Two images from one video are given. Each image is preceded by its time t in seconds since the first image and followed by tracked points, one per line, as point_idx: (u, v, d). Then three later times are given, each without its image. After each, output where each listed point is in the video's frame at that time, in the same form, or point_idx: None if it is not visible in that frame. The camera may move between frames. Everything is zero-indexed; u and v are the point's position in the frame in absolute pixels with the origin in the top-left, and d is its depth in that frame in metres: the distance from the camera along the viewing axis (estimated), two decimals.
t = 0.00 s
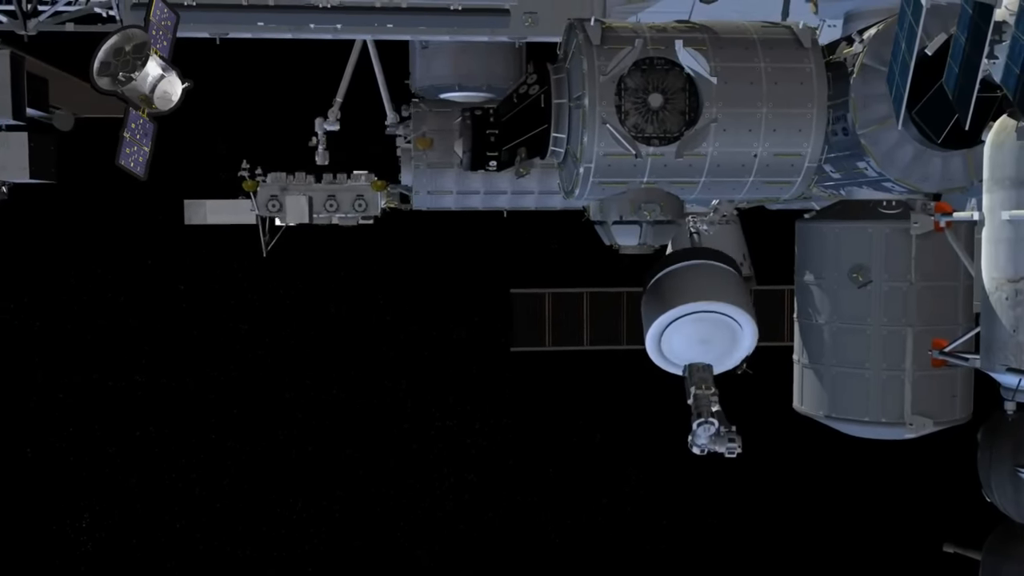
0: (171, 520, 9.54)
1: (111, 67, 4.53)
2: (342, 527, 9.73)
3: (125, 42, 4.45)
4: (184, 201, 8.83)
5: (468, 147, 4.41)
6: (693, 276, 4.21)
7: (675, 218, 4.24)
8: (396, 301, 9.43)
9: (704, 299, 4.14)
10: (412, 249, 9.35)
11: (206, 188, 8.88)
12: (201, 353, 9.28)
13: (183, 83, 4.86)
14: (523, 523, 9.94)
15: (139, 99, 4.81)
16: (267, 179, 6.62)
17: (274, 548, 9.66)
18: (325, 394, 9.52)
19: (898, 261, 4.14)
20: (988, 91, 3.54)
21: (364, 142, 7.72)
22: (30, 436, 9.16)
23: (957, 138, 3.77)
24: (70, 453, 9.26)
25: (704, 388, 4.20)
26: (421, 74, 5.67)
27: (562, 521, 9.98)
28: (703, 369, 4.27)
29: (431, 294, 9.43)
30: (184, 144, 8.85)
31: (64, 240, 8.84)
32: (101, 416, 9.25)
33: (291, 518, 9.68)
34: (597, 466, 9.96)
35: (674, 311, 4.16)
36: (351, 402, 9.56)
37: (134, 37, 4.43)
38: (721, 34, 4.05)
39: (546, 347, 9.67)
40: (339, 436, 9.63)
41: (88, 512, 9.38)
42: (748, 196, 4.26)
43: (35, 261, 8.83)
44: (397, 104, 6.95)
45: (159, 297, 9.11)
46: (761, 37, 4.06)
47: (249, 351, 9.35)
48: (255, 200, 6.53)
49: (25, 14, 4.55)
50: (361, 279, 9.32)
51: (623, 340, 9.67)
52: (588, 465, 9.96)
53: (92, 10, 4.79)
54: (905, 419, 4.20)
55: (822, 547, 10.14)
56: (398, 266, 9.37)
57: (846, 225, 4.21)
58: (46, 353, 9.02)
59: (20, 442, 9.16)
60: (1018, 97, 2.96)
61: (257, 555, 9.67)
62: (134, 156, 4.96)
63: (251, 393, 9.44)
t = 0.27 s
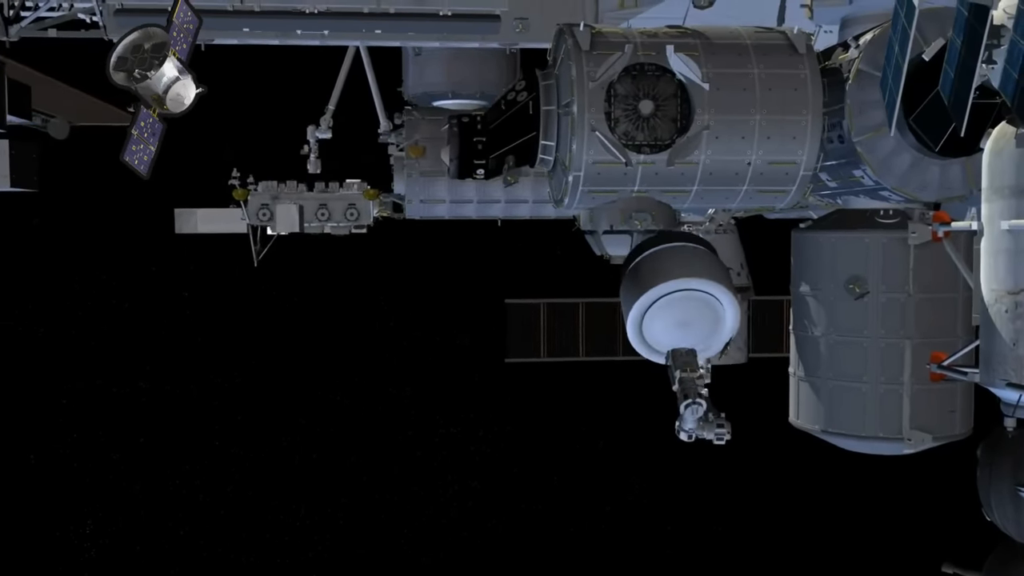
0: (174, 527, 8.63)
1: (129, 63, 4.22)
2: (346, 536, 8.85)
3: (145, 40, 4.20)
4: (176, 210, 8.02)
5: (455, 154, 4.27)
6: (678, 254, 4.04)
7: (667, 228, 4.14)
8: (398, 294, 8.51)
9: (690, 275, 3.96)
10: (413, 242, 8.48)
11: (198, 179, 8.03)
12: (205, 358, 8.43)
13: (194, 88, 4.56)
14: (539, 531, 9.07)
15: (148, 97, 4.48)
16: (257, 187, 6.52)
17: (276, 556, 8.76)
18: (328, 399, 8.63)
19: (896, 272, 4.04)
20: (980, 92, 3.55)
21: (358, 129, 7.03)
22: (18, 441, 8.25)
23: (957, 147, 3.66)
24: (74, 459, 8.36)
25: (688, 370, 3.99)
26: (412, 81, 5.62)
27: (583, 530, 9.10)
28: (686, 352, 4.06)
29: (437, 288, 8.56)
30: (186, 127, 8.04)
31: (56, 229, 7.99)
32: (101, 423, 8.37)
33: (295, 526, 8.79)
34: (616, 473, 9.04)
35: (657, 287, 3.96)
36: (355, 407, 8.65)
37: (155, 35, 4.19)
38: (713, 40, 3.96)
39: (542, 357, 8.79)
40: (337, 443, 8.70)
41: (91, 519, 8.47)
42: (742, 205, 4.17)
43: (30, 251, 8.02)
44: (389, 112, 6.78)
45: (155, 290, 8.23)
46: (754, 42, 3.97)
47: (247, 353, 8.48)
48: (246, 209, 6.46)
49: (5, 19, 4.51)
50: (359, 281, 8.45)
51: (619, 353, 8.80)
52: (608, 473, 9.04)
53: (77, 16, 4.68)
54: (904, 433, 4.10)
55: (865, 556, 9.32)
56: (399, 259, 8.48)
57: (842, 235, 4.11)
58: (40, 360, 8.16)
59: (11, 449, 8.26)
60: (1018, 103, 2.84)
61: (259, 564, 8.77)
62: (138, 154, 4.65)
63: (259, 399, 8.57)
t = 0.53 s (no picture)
0: (176, 533, 8.51)
1: (147, 59, 4.23)
2: (350, 543, 8.68)
3: (167, 39, 4.21)
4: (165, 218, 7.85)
5: (441, 163, 4.19)
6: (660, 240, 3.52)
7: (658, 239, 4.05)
8: (401, 300, 8.44)
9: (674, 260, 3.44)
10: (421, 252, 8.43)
11: (200, 186, 7.99)
12: (209, 363, 8.36)
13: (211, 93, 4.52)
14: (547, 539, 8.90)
15: (163, 99, 4.46)
16: (247, 197, 6.43)
17: (281, 565, 8.61)
18: (332, 404, 8.50)
19: (893, 283, 3.94)
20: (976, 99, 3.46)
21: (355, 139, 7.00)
22: (23, 448, 8.20)
23: (955, 154, 3.55)
24: (78, 465, 8.31)
25: (674, 365, 3.48)
26: (405, 89, 5.53)
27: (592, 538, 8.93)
28: (670, 347, 3.53)
29: (441, 293, 8.48)
30: (192, 130, 7.99)
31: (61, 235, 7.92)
32: (105, 429, 8.32)
33: (299, 533, 8.65)
34: (621, 479, 8.89)
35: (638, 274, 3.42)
36: (358, 414, 8.52)
37: (176, 35, 4.20)
38: (705, 45, 3.86)
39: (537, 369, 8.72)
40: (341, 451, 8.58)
41: (95, 525, 8.40)
42: (735, 214, 4.07)
43: (32, 252, 7.92)
44: (380, 120, 6.69)
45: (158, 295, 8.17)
46: (748, 48, 3.87)
47: (251, 359, 8.40)
48: (237, 218, 6.34)
49: None
50: (360, 289, 8.39)
51: (614, 363, 8.72)
52: (615, 481, 8.88)
53: (57, 22, 4.66)
54: (902, 450, 3.98)
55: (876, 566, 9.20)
56: (402, 266, 8.42)
57: (838, 245, 4.01)
58: (44, 368, 8.12)
59: (16, 456, 8.22)
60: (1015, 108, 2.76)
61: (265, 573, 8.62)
62: (143, 151, 4.57)
63: (263, 404, 8.46)
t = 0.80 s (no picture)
0: (180, 539, 8.38)
1: (164, 55, 4.27)
2: (354, 551, 8.55)
3: (188, 39, 4.27)
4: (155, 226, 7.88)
5: (425, 171, 4.09)
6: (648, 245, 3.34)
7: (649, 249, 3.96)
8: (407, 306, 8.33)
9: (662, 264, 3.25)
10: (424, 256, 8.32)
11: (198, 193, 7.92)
12: (212, 369, 8.24)
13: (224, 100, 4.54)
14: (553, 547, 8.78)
15: (175, 98, 4.45)
16: (237, 205, 6.34)
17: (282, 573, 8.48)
18: (336, 410, 8.37)
19: (890, 293, 3.82)
20: (973, 107, 3.32)
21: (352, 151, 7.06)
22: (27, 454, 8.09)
23: (955, 160, 3.44)
24: (82, 471, 8.19)
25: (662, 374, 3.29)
26: (398, 96, 5.43)
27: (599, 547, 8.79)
28: (658, 355, 3.34)
29: (444, 299, 8.37)
30: (194, 135, 7.98)
31: (64, 242, 7.88)
32: (108, 436, 8.19)
33: (302, 540, 8.52)
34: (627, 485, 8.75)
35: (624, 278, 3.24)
36: (361, 420, 8.39)
37: (198, 38, 4.26)
38: (697, 50, 3.78)
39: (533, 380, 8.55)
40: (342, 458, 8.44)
41: (98, 531, 8.28)
42: (728, 224, 3.97)
43: (35, 257, 7.86)
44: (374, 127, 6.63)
45: (157, 300, 8.07)
46: (740, 53, 3.78)
47: (254, 367, 8.28)
48: (226, 227, 6.26)
49: None
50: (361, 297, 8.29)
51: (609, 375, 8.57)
52: (621, 487, 8.73)
53: (40, 28, 4.59)
54: (900, 466, 3.86)
55: None
56: (404, 271, 8.31)
57: (834, 254, 3.91)
58: (48, 375, 8.02)
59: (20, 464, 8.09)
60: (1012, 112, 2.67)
61: None
62: (149, 146, 4.63)
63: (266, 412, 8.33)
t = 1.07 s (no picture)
0: (183, 546, 8.25)
1: (182, 52, 4.10)
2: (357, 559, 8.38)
3: (208, 39, 4.12)
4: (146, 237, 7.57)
5: (411, 177, 4.05)
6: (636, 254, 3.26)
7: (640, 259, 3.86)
8: (406, 312, 8.19)
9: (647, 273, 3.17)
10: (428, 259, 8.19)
11: (196, 199, 7.85)
12: (215, 376, 8.11)
13: (234, 105, 4.31)
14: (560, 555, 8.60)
15: (187, 96, 4.20)
16: (227, 212, 6.24)
17: None
18: (338, 417, 8.24)
19: (886, 304, 3.73)
20: (969, 112, 3.23)
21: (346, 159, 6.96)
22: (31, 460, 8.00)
23: (951, 168, 3.37)
24: (86, 478, 8.08)
25: (649, 386, 3.18)
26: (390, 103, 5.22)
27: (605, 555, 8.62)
28: (646, 367, 3.23)
29: (445, 305, 8.24)
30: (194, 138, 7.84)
31: (65, 245, 7.75)
32: (112, 443, 8.08)
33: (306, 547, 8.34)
34: (632, 492, 8.61)
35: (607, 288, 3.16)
36: (364, 428, 8.27)
37: (219, 40, 4.12)
38: (688, 55, 3.69)
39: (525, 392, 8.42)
40: (343, 466, 8.31)
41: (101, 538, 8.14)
42: (720, 233, 3.87)
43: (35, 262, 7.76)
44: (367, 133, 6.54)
45: (161, 306, 7.93)
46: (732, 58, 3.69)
47: (253, 373, 8.15)
48: (215, 236, 6.16)
49: None
50: (358, 302, 8.15)
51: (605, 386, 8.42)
52: (626, 494, 8.59)
53: (21, 33, 4.46)
54: (896, 482, 3.77)
55: None
56: (404, 277, 8.19)
57: (829, 264, 3.82)
58: (53, 380, 7.94)
59: (22, 470, 8.00)
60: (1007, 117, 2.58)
61: None
62: (155, 139, 4.38)
63: (269, 419, 8.21)
